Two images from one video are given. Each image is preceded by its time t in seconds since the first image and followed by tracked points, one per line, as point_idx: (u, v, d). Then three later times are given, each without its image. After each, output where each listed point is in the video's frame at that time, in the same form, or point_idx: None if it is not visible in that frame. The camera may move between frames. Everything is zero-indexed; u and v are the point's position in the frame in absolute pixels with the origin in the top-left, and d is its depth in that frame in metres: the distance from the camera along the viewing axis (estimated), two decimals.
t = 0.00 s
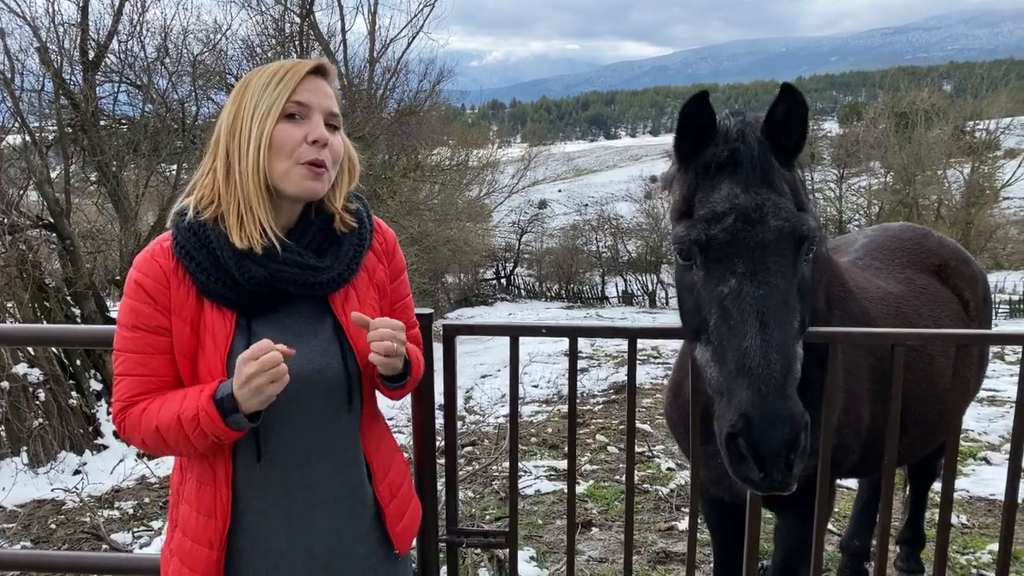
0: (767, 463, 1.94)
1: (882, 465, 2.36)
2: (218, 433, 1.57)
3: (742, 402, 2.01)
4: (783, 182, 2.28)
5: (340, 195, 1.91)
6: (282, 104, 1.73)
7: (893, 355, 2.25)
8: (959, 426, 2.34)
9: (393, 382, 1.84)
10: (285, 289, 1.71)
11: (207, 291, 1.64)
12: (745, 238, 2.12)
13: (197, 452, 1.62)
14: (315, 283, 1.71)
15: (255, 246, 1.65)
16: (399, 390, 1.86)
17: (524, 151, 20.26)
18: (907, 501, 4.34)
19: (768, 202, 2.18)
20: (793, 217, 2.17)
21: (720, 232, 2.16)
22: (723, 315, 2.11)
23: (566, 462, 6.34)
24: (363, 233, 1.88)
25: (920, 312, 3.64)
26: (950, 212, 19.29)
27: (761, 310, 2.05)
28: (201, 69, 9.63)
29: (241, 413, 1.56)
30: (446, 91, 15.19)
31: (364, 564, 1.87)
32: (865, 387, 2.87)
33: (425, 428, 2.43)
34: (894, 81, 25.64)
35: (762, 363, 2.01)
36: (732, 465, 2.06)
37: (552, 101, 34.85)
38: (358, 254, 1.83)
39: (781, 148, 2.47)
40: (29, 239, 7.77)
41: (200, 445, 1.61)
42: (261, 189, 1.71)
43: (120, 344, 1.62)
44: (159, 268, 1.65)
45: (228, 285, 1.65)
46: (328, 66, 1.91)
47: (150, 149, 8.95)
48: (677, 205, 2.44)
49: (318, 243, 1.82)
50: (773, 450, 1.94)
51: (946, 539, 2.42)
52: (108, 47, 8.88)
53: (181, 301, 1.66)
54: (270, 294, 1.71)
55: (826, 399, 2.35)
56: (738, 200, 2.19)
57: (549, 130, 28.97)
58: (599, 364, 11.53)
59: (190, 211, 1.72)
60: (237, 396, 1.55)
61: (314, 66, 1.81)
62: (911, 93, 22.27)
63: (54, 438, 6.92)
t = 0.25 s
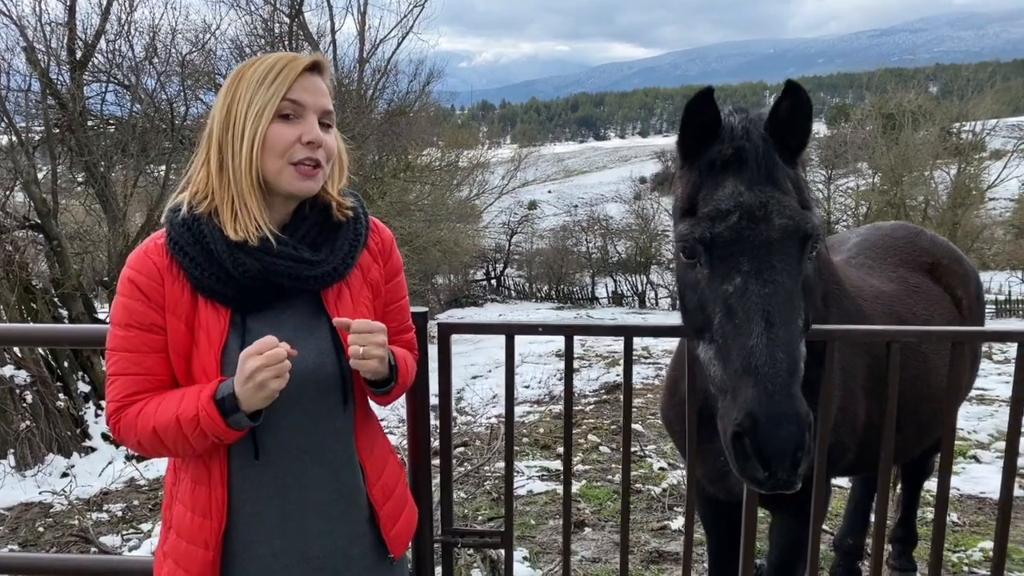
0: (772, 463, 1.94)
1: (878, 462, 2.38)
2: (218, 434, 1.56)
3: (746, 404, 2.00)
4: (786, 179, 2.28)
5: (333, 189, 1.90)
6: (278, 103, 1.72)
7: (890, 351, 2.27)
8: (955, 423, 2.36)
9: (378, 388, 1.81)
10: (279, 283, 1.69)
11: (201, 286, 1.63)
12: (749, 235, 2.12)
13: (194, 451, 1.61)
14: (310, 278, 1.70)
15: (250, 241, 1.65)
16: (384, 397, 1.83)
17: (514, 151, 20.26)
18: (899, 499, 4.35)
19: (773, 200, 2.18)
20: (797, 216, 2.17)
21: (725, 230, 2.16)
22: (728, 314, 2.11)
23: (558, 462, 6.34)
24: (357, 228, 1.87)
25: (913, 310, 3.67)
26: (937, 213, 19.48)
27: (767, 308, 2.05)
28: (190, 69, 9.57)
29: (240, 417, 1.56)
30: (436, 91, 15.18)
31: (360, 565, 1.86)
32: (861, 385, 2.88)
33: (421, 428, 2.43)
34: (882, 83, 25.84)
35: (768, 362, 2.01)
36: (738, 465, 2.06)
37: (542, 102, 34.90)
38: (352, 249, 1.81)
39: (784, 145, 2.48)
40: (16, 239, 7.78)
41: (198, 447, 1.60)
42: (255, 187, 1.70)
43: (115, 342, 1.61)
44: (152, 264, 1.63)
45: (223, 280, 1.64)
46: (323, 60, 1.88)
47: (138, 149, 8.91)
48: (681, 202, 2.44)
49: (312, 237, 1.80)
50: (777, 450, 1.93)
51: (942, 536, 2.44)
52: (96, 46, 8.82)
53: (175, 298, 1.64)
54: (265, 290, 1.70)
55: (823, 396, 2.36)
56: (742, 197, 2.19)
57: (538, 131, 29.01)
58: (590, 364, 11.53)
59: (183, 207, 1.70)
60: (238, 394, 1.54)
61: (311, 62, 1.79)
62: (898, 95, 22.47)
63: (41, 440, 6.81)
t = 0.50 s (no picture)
0: (774, 462, 1.94)
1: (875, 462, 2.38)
2: (216, 441, 1.55)
3: (747, 404, 2.00)
4: (787, 178, 2.29)
5: (327, 190, 1.89)
6: (273, 106, 1.70)
7: (885, 350, 2.28)
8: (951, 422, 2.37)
9: (377, 391, 1.81)
10: (275, 285, 1.68)
11: (196, 289, 1.62)
12: (750, 235, 2.12)
13: (190, 458, 1.59)
14: (305, 279, 1.69)
15: (245, 243, 1.64)
16: (382, 401, 1.83)
17: (504, 154, 20.27)
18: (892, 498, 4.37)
19: (775, 199, 2.19)
20: (800, 216, 2.17)
21: (727, 230, 2.16)
22: (730, 314, 2.11)
23: (551, 464, 6.34)
24: (352, 228, 1.86)
25: (907, 310, 3.68)
26: (924, 214, 19.64)
27: (768, 308, 2.05)
28: (178, 71, 9.53)
29: (237, 423, 1.54)
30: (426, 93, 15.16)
31: (359, 568, 1.85)
32: (856, 385, 2.89)
33: (418, 430, 2.42)
34: (869, 85, 26.02)
35: (770, 361, 2.01)
36: (740, 464, 2.06)
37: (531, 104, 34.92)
38: (347, 250, 1.81)
39: (786, 144, 2.50)
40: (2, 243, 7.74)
41: (196, 453, 1.58)
42: (249, 191, 1.69)
43: (109, 348, 1.59)
44: (146, 268, 1.62)
45: (217, 283, 1.63)
46: (317, 62, 1.86)
47: (127, 152, 8.86)
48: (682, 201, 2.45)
49: (307, 239, 1.79)
50: (778, 450, 1.94)
51: (938, 534, 2.45)
52: (84, 49, 8.77)
53: (170, 302, 1.63)
54: (260, 292, 1.69)
55: (819, 396, 2.37)
56: (744, 197, 2.19)
57: (528, 133, 29.05)
58: (581, 365, 11.53)
59: (177, 210, 1.69)
60: (235, 400, 1.53)
61: (306, 65, 1.77)
62: (885, 97, 22.66)
63: (30, 446, 6.86)
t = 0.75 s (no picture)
0: (744, 458, 2.00)
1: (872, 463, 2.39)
2: (215, 446, 1.54)
3: (721, 400, 2.06)
4: (775, 175, 2.29)
5: (324, 194, 1.89)
6: (268, 109, 1.70)
7: (881, 352, 2.28)
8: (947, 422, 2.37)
9: (379, 393, 1.82)
10: (274, 289, 1.68)
11: (194, 294, 1.61)
12: (733, 232, 2.14)
13: (189, 463, 1.58)
14: (304, 283, 1.69)
15: (243, 247, 1.63)
16: (384, 401, 1.83)
17: (495, 158, 20.29)
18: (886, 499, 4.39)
19: (761, 196, 2.19)
20: (785, 213, 2.18)
21: (710, 225, 2.17)
22: (709, 309, 2.13)
23: (545, 468, 6.33)
24: (349, 232, 1.86)
25: (900, 311, 3.71)
26: (913, 217, 19.79)
27: (745, 305, 2.07)
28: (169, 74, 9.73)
29: (236, 428, 1.53)
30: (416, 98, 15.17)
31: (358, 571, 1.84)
32: (853, 386, 2.89)
33: (415, 434, 2.41)
34: (857, 89, 26.24)
35: (741, 358, 2.04)
36: (716, 458, 2.14)
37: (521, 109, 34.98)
38: (346, 254, 1.81)
39: (779, 144, 2.50)
40: None
41: (195, 459, 1.57)
42: (246, 195, 1.69)
43: (106, 353, 1.57)
44: (144, 273, 1.61)
45: (216, 286, 1.62)
46: (312, 63, 1.85)
47: (117, 156, 8.83)
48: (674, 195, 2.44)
49: (305, 243, 1.80)
50: (749, 446, 1.99)
51: (935, 534, 2.45)
52: (73, 54, 8.74)
53: (168, 306, 1.62)
54: (259, 296, 1.68)
55: (816, 398, 2.36)
56: (730, 194, 2.20)
57: (518, 138, 29.10)
58: (574, 369, 11.53)
59: (174, 214, 1.68)
60: (235, 406, 1.52)
61: (301, 67, 1.76)
62: (873, 101, 22.83)
63: (19, 453, 6.82)
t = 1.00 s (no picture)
0: (694, 436, 2.04)
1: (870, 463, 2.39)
2: (220, 449, 1.54)
3: (678, 379, 2.08)
4: (756, 164, 2.29)
5: (328, 196, 1.89)
6: (272, 111, 1.70)
7: (879, 351, 2.28)
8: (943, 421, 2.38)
9: (381, 396, 1.81)
10: (279, 290, 1.68)
11: (199, 294, 1.60)
12: (706, 218, 2.16)
13: (192, 465, 1.57)
14: (309, 284, 1.69)
15: (249, 248, 1.63)
16: (388, 403, 1.83)
17: (487, 161, 20.30)
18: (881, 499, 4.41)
19: (736, 183, 2.21)
20: (759, 200, 2.19)
21: (685, 210, 2.20)
22: (675, 290, 2.17)
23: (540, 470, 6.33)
24: (354, 234, 1.86)
25: (897, 311, 3.72)
26: (903, 219, 19.91)
27: (707, 287, 2.10)
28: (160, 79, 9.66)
29: (240, 431, 1.53)
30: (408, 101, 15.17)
31: (359, 571, 1.84)
32: (852, 386, 2.90)
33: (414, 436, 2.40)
34: (847, 92, 26.39)
35: (697, 338, 2.07)
36: (672, 436, 2.16)
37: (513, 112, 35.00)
38: (350, 255, 1.81)
39: (764, 132, 2.45)
40: None
41: (198, 461, 1.56)
42: (250, 196, 1.69)
43: (109, 353, 1.56)
44: (148, 273, 1.60)
45: (221, 287, 1.61)
46: (316, 63, 1.85)
47: (108, 159, 8.81)
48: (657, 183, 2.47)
49: (310, 244, 1.80)
50: (700, 425, 2.02)
51: (933, 534, 2.46)
52: (64, 57, 8.70)
53: (172, 307, 1.61)
54: (264, 297, 1.68)
55: (814, 397, 2.37)
56: (707, 181, 2.22)
57: (510, 140, 29.13)
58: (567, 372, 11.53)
59: (179, 214, 1.68)
60: (240, 409, 1.52)
61: (304, 67, 1.76)
62: (863, 104, 22.97)
63: (10, 457, 6.79)
